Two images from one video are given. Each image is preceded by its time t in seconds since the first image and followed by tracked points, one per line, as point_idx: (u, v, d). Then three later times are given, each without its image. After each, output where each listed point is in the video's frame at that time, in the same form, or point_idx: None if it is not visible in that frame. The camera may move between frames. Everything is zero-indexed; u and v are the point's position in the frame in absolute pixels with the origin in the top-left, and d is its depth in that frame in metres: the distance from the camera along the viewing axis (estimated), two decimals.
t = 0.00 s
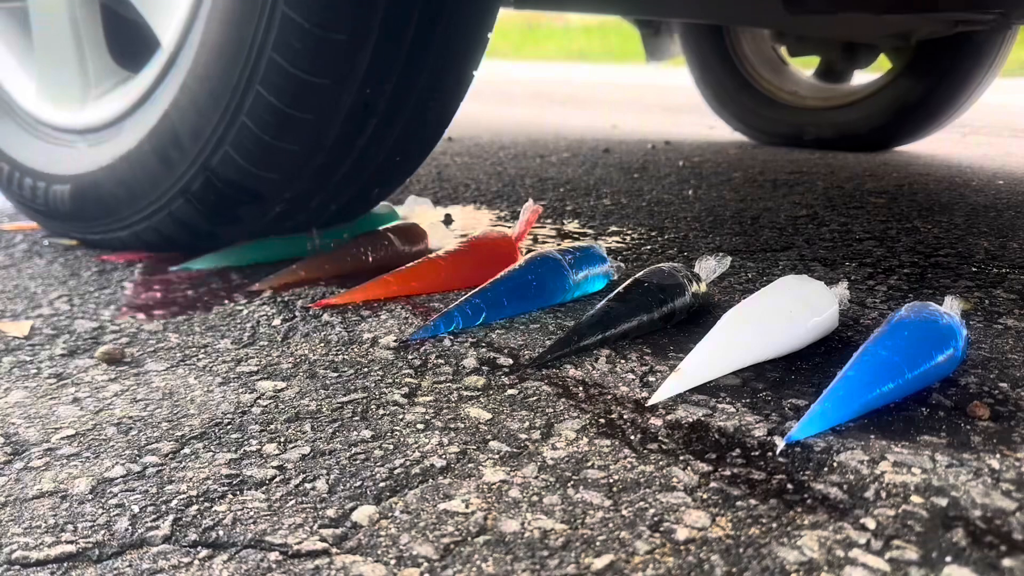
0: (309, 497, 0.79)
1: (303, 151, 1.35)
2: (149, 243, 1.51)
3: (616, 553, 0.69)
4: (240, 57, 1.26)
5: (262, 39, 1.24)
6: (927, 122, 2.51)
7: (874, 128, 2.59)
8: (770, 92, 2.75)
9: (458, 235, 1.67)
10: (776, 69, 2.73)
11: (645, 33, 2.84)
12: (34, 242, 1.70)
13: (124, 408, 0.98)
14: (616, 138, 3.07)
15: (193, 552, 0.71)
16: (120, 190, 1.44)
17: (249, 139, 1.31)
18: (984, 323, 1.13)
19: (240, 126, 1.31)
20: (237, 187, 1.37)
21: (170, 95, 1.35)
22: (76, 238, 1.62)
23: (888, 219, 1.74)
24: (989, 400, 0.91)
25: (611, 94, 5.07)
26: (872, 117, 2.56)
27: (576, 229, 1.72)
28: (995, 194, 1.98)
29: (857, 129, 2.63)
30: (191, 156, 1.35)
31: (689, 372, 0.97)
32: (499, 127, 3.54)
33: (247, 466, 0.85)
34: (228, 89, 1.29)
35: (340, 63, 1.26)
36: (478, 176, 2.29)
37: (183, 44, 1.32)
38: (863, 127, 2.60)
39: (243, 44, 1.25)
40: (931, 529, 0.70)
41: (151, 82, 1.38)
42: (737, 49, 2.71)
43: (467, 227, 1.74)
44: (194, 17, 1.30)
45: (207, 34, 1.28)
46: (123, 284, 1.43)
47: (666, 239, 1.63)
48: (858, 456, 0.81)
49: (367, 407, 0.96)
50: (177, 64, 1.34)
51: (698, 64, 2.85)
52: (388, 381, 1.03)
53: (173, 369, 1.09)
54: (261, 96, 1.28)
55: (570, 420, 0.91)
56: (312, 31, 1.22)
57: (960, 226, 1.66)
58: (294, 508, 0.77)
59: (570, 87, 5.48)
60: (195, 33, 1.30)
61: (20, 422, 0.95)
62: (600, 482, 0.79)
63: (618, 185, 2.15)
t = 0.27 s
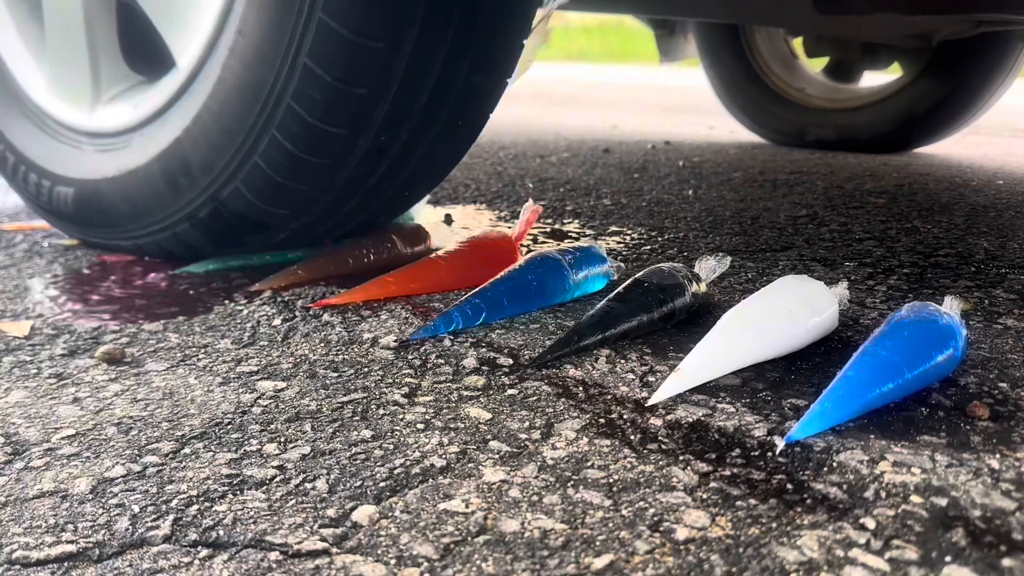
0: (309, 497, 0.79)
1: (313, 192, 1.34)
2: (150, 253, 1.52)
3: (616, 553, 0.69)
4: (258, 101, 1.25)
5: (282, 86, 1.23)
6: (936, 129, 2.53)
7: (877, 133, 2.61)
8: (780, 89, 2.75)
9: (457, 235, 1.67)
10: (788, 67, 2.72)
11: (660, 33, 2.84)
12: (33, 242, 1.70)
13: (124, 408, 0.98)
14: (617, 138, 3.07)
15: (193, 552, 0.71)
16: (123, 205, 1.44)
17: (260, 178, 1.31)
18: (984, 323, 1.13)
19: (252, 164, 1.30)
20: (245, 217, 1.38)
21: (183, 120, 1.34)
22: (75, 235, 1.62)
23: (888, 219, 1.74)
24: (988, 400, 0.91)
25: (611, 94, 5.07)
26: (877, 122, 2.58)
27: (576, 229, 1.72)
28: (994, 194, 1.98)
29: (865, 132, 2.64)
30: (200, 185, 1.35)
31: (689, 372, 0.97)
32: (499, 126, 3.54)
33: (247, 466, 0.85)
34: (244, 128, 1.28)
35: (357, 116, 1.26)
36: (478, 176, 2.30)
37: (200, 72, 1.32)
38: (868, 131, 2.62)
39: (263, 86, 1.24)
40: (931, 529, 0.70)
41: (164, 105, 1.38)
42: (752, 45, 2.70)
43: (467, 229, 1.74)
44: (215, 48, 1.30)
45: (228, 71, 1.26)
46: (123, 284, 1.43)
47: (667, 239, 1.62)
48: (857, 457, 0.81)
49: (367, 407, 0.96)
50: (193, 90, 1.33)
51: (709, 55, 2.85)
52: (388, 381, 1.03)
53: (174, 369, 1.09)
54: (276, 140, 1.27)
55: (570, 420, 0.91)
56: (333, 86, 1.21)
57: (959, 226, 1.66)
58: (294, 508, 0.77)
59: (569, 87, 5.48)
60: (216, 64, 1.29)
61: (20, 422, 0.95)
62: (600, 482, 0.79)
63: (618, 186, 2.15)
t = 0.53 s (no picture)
0: (309, 497, 0.79)
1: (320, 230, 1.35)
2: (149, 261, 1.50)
3: (616, 552, 0.69)
4: (274, 148, 1.24)
5: (300, 136, 1.22)
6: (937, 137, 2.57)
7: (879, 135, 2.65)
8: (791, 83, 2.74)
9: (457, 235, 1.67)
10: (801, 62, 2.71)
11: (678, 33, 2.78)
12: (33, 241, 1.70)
13: (124, 408, 0.98)
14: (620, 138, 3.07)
15: (193, 552, 0.71)
16: (126, 215, 1.42)
17: (270, 218, 1.31)
18: (984, 323, 1.13)
19: (263, 205, 1.29)
20: (250, 247, 1.38)
21: (193, 148, 1.31)
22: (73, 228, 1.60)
23: (888, 219, 1.74)
24: (988, 400, 0.91)
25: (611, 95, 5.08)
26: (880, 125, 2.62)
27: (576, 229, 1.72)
28: (994, 194, 1.98)
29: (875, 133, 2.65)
30: (208, 215, 1.34)
31: (690, 371, 0.97)
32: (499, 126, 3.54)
33: (247, 466, 0.85)
34: (258, 170, 1.26)
35: (373, 168, 1.26)
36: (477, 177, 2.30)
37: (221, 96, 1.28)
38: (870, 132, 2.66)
39: (281, 131, 1.22)
40: (931, 529, 0.70)
41: (179, 119, 1.34)
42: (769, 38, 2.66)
43: (466, 231, 1.75)
44: (233, 80, 1.27)
45: (246, 109, 1.23)
46: (123, 284, 1.43)
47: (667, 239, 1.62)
48: (857, 456, 0.81)
49: (367, 407, 0.96)
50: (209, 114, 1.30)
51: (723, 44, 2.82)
52: (388, 381, 1.03)
53: (174, 369, 1.09)
54: (289, 185, 1.26)
55: (571, 420, 0.91)
56: (352, 141, 1.21)
57: (959, 226, 1.66)
58: (294, 508, 0.77)
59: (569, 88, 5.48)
60: (232, 100, 1.26)
61: (20, 422, 0.95)
62: (600, 482, 0.79)
63: (618, 186, 2.15)
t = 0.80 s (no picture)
0: (309, 497, 0.79)
1: (325, 268, 1.35)
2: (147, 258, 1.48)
3: (616, 552, 0.69)
4: (288, 194, 1.23)
5: (316, 186, 1.22)
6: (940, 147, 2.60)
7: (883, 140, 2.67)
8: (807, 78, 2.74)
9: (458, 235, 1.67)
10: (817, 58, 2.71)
11: (696, 33, 2.72)
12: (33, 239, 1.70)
13: (124, 408, 0.98)
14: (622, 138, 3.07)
15: (193, 552, 0.71)
16: (130, 222, 1.40)
17: (278, 254, 1.31)
18: (984, 323, 1.13)
19: (271, 241, 1.29)
20: (254, 274, 1.38)
21: (206, 173, 1.29)
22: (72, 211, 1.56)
23: (887, 219, 1.74)
24: (989, 400, 0.91)
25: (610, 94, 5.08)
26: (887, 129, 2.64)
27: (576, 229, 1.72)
28: (995, 194, 1.98)
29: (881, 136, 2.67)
30: (215, 239, 1.33)
31: (690, 371, 0.97)
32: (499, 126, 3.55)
33: (247, 466, 0.85)
34: (270, 211, 1.26)
35: (386, 223, 1.25)
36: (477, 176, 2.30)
37: (241, 125, 1.26)
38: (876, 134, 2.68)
39: (296, 179, 1.22)
40: (931, 528, 0.70)
41: (194, 135, 1.32)
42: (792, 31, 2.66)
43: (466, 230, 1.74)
44: (253, 115, 1.25)
45: (264, 149, 1.22)
46: (123, 284, 1.43)
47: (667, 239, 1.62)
48: (858, 456, 0.81)
49: (367, 407, 0.96)
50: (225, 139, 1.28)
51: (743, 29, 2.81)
52: (388, 381, 1.03)
53: (174, 369, 1.09)
54: (300, 228, 1.26)
55: (571, 420, 0.91)
56: (368, 198, 1.21)
57: (959, 226, 1.66)
58: (294, 508, 0.77)
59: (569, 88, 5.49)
60: (249, 135, 1.25)
61: (20, 422, 0.95)
62: (600, 482, 0.79)
63: (618, 186, 2.15)
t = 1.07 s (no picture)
0: (309, 497, 0.79)
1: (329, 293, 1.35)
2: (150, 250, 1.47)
3: (616, 552, 0.69)
4: (295, 231, 1.22)
5: (326, 229, 1.20)
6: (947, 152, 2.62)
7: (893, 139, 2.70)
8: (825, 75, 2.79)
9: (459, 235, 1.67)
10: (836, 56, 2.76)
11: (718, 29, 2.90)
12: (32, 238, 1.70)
13: (124, 408, 0.98)
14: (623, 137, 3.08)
15: (193, 552, 0.71)
16: (136, 218, 1.39)
17: (281, 278, 1.31)
18: (984, 323, 1.13)
19: (276, 267, 1.29)
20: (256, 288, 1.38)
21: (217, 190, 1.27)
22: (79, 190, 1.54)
23: (887, 219, 1.74)
24: (988, 400, 0.91)
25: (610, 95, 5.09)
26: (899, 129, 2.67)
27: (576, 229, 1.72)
28: (994, 194, 1.98)
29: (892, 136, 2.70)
30: (219, 254, 1.32)
31: (690, 371, 0.97)
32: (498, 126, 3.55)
33: (247, 466, 0.85)
34: (277, 244, 1.25)
35: (394, 266, 1.24)
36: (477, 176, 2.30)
37: (257, 151, 1.24)
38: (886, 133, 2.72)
39: (307, 222, 1.20)
40: (931, 529, 0.70)
41: (208, 145, 1.29)
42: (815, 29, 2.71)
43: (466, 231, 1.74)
44: (270, 145, 1.22)
45: (278, 184, 1.20)
46: (123, 284, 1.43)
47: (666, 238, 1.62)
48: (858, 456, 0.81)
49: (367, 407, 0.96)
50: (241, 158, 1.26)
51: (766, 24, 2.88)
52: (388, 381, 1.03)
53: (174, 369, 1.09)
54: (307, 262, 1.26)
55: (571, 420, 0.91)
56: (380, 247, 1.19)
57: (959, 226, 1.66)
58: (294, 508, 0.77)
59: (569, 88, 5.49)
60: (264, 164, 1.22)
61: (21, 422, 0.95)
62: (600, 482, 0.79)
63: (617, 185, 2.15)
